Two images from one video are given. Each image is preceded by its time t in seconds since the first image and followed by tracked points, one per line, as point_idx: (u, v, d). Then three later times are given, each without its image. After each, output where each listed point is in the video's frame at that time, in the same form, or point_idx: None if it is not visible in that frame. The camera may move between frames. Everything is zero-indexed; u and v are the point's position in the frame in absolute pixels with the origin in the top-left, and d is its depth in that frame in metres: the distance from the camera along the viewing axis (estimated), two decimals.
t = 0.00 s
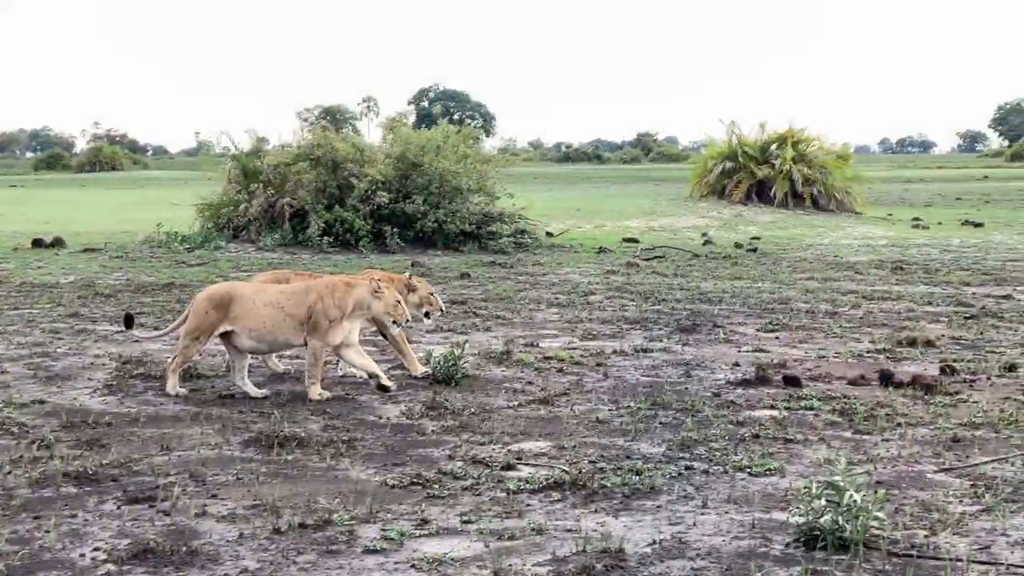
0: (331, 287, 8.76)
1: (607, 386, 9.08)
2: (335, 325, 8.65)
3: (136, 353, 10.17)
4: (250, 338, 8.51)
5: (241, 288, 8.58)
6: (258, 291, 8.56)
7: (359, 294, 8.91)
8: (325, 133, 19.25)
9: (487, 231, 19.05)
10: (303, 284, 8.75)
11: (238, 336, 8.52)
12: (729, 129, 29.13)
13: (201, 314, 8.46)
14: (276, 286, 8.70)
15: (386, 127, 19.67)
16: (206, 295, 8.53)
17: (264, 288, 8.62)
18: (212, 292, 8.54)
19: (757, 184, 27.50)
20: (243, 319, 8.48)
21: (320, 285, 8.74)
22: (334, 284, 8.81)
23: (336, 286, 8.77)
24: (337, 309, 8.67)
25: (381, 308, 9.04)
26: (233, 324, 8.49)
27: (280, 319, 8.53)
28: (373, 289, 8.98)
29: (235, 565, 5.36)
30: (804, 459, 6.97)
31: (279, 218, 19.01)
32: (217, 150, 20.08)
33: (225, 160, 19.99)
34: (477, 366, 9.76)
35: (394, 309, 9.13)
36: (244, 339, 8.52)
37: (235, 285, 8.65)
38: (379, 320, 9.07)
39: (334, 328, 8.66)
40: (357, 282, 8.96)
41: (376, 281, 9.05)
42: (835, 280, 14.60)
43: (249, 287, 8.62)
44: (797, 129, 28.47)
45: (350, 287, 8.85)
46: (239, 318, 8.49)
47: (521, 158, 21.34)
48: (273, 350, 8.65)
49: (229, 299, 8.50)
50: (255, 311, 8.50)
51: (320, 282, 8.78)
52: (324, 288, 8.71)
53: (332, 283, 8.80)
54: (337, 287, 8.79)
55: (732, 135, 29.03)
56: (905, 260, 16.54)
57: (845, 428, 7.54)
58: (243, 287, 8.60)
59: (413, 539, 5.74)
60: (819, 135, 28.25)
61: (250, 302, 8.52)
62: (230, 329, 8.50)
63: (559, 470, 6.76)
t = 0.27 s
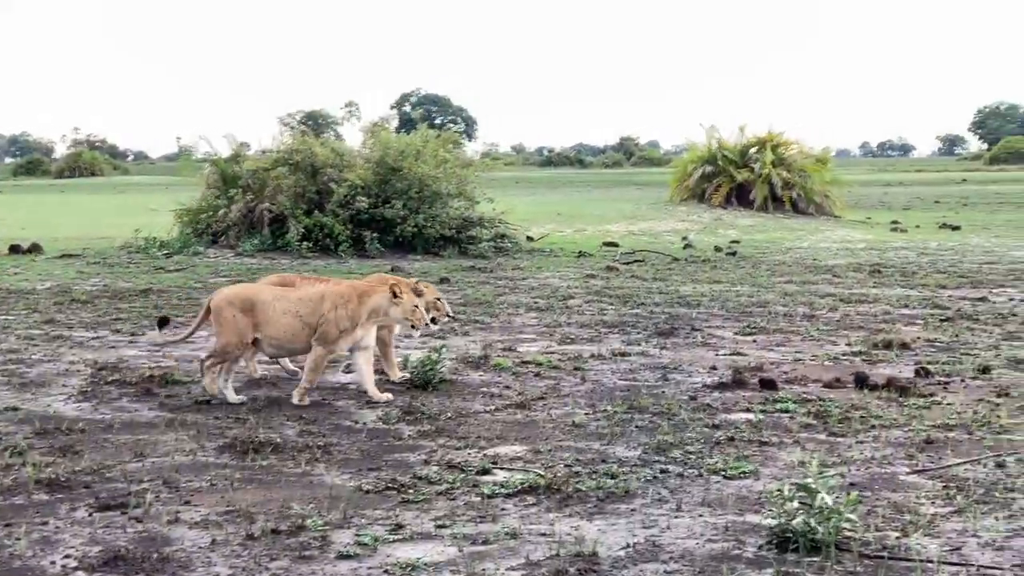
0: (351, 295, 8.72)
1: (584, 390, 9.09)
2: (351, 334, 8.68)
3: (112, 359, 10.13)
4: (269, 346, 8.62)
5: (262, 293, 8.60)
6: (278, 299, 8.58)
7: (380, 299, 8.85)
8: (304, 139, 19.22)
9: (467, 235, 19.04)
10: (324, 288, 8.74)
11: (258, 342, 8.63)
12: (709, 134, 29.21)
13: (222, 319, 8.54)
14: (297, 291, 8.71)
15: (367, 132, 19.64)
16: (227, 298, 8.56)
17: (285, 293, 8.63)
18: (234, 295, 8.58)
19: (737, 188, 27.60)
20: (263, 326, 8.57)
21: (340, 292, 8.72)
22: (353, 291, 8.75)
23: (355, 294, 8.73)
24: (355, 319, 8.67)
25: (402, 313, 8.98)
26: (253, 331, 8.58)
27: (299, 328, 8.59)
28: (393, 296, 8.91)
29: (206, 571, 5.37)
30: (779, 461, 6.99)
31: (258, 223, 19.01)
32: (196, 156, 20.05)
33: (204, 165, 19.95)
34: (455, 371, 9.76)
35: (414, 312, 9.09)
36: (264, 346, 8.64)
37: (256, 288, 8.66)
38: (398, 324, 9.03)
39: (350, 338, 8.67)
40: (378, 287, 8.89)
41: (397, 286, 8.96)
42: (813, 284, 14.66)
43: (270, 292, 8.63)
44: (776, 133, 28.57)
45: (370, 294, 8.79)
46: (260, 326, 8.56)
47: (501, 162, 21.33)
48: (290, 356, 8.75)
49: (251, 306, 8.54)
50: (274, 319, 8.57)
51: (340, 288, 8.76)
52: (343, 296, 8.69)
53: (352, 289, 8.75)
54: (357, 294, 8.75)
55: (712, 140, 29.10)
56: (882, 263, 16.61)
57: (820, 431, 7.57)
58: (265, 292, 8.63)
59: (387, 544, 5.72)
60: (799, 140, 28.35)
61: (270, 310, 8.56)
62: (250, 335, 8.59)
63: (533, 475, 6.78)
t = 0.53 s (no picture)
0: (356, 299, 8.82)
1: (554, 394, 9.09)
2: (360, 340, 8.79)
3: (78, 366, 10.03)
4: (276, 355, 8.63)
5: (265, 301, 8.59)
6: (282, 307, 8.60)
7: (383, 302, 8.99)
8: (273, 143, 19.14)
9: (437, 240, 19.00)
10: (326, 293, 8.80)
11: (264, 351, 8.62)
12: (678, 137, 29.31)
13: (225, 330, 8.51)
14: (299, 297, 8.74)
15: (337, 136, 19.57)
16: (230, 311, 8.51)
17: (288, 301, 8.66)
18: (237, 304, 8.54)
19: (706, 191, 27.70)
20: (268, 333, 8.54)
21: (346, 295, 8.81)
22: (359, 293, 8.87)
23: (360, 298, 8.83)
24: (364, 323, 8.79)
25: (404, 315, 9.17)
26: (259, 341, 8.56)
27: (305, 334, 8.65)
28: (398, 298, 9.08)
29: None
30: (747, 464, 7.01)
31: (226, 228, 18.90)
32: (164, 161, 19.93)
33: (172, 170, 19.82)
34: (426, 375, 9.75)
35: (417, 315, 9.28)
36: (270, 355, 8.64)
37: (258, 296, 8.65)
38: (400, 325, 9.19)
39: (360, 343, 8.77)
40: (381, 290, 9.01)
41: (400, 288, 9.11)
42: (782, 286, 14.74)
43: (272, 300, 8.63)
44: (745, 137, 28.72)
45: (374, 298, 8.90)
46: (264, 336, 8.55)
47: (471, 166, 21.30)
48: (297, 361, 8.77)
49: (254, 316, 8.52)
50: (279, 327, 8.58)
51: (345, 291, 8.85)
52: (348, 301, 8.79)
53: (357, 294, 8.84)
54: (361, 298, 8.84)
55: (681, 143, 29.22)
56: (851, 265, 16.72)
57: (788, 433, 7.61)
58: (267, 299, 8.62)
59: (355, 549, 5.70)
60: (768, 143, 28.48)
61: (275, 319, 8.57)
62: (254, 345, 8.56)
63: (503, 481, 6.77)
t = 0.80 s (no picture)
0: (361, 298, 8.65)
1: (517, 395, 9.09)
2: (364, 339, 8.60)
3: (37, 368, 9.91)
4: (273, 351, 8.51)
5: (265, 298, 8.50)
6: (282, 304, 8.49)
7: (389, 303, 8.83)
8: (233, 144, 19.00)
9: (400, 240, 18.99)
10: (330, 293, 8.65)
11: (261, 348, 8.52)
12: (639, 137, 29.42)
13: (222, 324, 8.44)
14: (302, 295, 8.62)
15: (298, 137, 19.46)
16: (228, 305, 8.46)
17: (290, 298, 8.53)
18: (237, 302, 8.44)
19: (668, 192, 27.84)
20: (267, 332, 8.46)
21: (352, 295, 8.64)
22: (364, 293, 8.71)
23: (365, 297, 8.67)
24: (369, 322, 8.61)
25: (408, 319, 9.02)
26: (255, 336, 8.47)
27: (307, 333, 8.50)
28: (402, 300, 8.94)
29: None
30: (711, 462, 7.05)
31: (187, 229, 18.76)
32: (123, 162, 19.75)
33: (131, 171, 19.65)
34: (390, 376, 9.72)
35: (421, 320, 9.14)
36: (267, 352, 8.53)
37: (259, 292, 8.57)
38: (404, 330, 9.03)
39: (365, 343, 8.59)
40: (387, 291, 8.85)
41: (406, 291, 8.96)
42: (743, 286, 14.83)
43: (273, 296, 8.54)
44: (707, 137, 28.88)
45: (380, 298, 8.74)
46: (261, 331, 8.46)
47: (434, 167, 21.24)
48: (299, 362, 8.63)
49: (252, 310, 8.44)
50: (277, 323, 8.47)
51: (350, 291, 8.68)
52: (353, 300, 8.62)
53: (362, 293, 8.69)
54: (367, 297, 8.68)
55: (643, 143, 29.33)
56: (812, 265, 16.85)
57: (752, 432, 7.65)
58: (269, 298, 8.50)
59: (320, 551, 5.67)
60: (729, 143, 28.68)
61: (274, 315, 8.46)
62: (250, 340, 8.47)
63: (467, 481, 6.77)
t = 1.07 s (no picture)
0: (367, 291, 8.70)
1: (496, 391, 9.10)
2: (369, 331, 8.64)
3: (14, 366, 9.82)
4: (282, 347, 8.51)
5: (272, 295, 8.53)
6: (290, 299, 8.51)
7: (397, 296, 8.83)
8: (210, 140, 18.85)
9: (377, 237, 18.99)
10: (338, 288, 8.69)
11: (271, 344, 8.50)
12: (616, 135, 29.47)
13: (231, 323, 8.44)
14: (310, 290, 8.66)
15: (274, 135, 19.38)
16: (236, 303, 8.48)
17: (296, 293, 8.57)
18: (246, 299, 8.48)
19: (644, 188, 27.90)
20: (275, 327, 8.47)
21: (359, 288, 8.69)
22: (371, 287, 8.74)
23: (371, 289, 8.71)
24: (374, 314, 8.65)
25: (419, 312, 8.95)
26: (264, 333, 8.46)
27: (315, 327, 8.52)
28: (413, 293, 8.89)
29: None
30: (691, 458, 7.07)
31: (163, 226, 18.65)
32: (98, 158, 19.62)
33: (106, 168, 19.52)
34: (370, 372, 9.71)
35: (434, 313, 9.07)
36: (277, 348, 8.51)
37: (266, 291, 8.60)
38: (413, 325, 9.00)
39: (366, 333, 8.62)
40: (394, 285, 8.87)
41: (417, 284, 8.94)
42: (720, 283, 14.88)
43: (280, 292, 8.57)
44: (683, 134, 28.97)
45: (386, 290, 8.77)
46: (270, 327, 8.47)
47: (410, 164, 21.19)
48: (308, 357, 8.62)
49: (260, 307, 8.46)
50: (285, 319, 8.48)
51: (357, 285, 8.72)
52: (359, 292, 8.66)
53: (368, 286, 8.73)
54: (373, 290, 8.72)
55: (620, 140, 29.39)
56: (788, 262, 16.93)
57: (731, 428, 7.68)
58: (278, 294, 8.53)
59: (301, 548, 5.65)
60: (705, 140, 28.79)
61: (282, 310, 8.48)
62: (260, 337, 8.46)
63: (448, 478, 6.76)
